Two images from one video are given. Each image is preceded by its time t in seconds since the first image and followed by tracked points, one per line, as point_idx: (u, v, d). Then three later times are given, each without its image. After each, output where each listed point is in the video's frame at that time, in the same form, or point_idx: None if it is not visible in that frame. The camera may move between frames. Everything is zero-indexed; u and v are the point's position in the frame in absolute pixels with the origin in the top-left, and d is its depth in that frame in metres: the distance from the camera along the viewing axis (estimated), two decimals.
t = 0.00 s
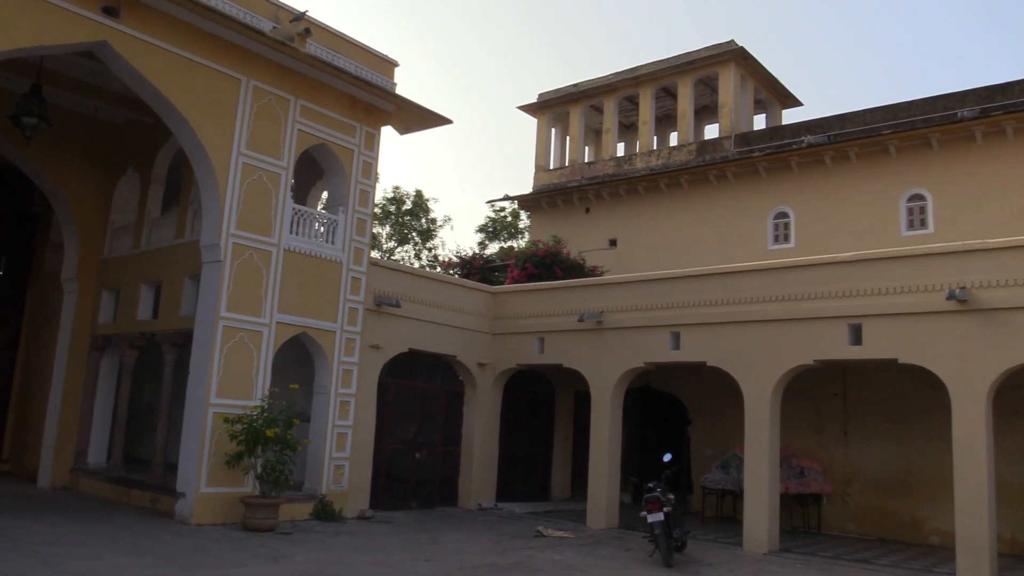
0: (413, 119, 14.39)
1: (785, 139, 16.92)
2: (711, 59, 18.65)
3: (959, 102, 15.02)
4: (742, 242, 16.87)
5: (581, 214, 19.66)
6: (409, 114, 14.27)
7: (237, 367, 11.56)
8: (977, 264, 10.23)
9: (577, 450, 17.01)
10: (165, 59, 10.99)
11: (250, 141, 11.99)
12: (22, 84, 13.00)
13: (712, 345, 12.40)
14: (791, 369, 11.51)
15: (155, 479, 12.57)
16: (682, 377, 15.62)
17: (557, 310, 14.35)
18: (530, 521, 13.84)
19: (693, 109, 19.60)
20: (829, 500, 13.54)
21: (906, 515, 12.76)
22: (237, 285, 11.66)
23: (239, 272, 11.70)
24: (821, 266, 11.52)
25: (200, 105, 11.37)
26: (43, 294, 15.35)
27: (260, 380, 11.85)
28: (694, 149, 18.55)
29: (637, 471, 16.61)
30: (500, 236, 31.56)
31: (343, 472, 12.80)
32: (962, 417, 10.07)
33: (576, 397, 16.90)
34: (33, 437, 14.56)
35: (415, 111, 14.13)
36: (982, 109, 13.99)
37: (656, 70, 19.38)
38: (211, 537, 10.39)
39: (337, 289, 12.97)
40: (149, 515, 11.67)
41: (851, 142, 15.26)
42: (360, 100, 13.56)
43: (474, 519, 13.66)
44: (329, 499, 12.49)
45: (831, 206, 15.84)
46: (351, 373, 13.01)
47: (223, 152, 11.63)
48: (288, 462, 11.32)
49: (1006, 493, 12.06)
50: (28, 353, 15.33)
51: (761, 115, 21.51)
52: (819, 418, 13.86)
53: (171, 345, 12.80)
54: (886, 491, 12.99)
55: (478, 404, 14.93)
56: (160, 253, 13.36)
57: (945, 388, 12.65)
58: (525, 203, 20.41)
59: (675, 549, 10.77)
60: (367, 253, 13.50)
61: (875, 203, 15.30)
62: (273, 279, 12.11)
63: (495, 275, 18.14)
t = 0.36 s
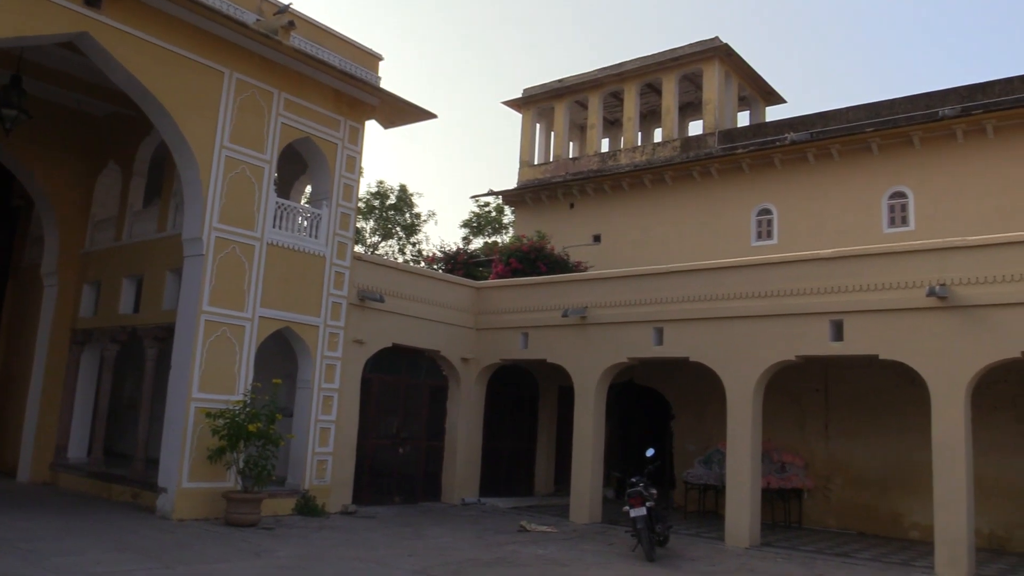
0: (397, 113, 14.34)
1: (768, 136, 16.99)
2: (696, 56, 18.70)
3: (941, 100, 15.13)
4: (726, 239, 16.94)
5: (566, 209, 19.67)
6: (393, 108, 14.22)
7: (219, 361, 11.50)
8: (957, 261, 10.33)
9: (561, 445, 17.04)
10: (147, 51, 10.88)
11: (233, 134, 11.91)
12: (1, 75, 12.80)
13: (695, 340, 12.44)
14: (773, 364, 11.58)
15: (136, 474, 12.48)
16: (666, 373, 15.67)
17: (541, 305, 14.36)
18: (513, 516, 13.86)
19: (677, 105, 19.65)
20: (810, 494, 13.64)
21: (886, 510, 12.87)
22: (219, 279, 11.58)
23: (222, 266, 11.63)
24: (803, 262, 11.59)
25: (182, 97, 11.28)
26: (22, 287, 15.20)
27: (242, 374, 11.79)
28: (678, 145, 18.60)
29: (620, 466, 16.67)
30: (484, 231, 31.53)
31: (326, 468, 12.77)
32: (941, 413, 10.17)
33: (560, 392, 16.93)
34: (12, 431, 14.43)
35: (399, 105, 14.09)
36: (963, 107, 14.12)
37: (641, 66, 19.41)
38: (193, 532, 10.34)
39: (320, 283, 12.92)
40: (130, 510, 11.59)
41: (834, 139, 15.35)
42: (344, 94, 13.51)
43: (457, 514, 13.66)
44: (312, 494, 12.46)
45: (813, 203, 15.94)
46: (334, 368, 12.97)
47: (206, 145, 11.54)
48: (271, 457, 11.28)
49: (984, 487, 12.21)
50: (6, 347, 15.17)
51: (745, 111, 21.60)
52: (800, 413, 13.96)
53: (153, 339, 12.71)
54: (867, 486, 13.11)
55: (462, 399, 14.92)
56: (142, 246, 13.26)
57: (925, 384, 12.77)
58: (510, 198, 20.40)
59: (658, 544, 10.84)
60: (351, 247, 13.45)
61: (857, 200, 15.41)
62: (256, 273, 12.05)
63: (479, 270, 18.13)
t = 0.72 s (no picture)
0: (370, 105, 14.27)
1: (741, 132, 17.11)
2: (670, 51, 18.79)
3: (910, 97, 15.31)
4: (698, 234, 17.04)
5: (539, 203, 19.67)
6: (367, 101, 14.14)
7: (189, 355, 11.38)
8: (924, 257, 10.48)
9: (534, 439, 17.08)
10: (115, 40, 10.72)
11: (204, 125, 11.78)
12: None
13: (668, 335, 12.51)
14: (744, 358, 11.69)
15: (105, 470, 12.33)
16: (638, 367, 15.75)
17: (514, 299, 14.37)
18: (486, 510, 13.87)
19: (651, 100, 19.72)
20: (780, 487, 13.79)
21: (854, 502, 13.05)
22: (189, 272, 11.46)
23: (192, 259, 11.50)
24: (774, 257, 11.69)
25: (152, 88, 11.13)
26: None
27: (213, 369, 11.68)
28: (651, 140, 18.67)
29: (593, 460, 16.75)
30: (457, 225, 31.47)
31: (298, 462, 12.70)
32: (908, 406, 10.33)
33: (533, 386, 16.96)
34: None
35: (373, 98, 14.02)
36: (931, 105, 14.31)
37: (615, 61, 19.46)
38: (162, 527, 10.24)
39: (292, 276, 12.83)
40: (97, 506, 11.45)
41: (805, 136, 15.49)
42: (317, 86, 13.41)
43: (430, 508, 13.65)
44: (283, 489, 12.39)
45: (784, 199, 16.08)
46: (306, 362, 12.90)
47: (176, 136, 11.40)
48: (242, 452, 11.20)
49: (949, 479, 12.41)
50: None
51: (717, 107, 21.74)
52: (771, 407, 14.10)
53: (121, 333, 12.56)
54: (835, 479, 13.28)
55: (435, 393, 14.89)
56: (110, 238, 13.09)
57: (892, 377, 12.96)
58: (483, 192, 20.36)
59: (630, 536, 10.89)
60: (323, 241, 13.37)
61: (828, 196, 15.57)
62: (227, 266, 11.93)
63: (452, 264, 18.09)
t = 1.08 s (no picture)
0: (349, 96, 14.18)
1: (720, 126, 17.17)
2: (651, 46, 18.83)
3: (888, 94, 15.43)
4: (678, 228, 17.11)
5: (519, 196, 19.65)
6: (346, 92, 14.05)
7: (165, 348, 11.28)
8: (900, 252, 10.58)
9: (513, 432, 17.11)
10: (90, 28, 10.56)
11: (181, 115, 11.65)
12: None
13: (647, 328, 12.56)
14: (722, 352, 11.76)
15: (80, 463, 12.20)
16: (617, 360, 15.81)
17: (494, 292, 14.35)
18: (465, 503, 13.88)
19: (631, 94, 19.74)
20: (756, 479, 13.90)
21: (830, 495, 13.19)
22: (166, 263, 11.35)
23: (169, 250, 11.39)
24: (753, 252, 11.76)
25: (129, 77, 10.99)
26: None
27: (190, 361, 11.58)
28: (631, 134, 18.70)
29: (571, 453, 16.81)
30: (437, 217, 31.39)
31: (276, 455, 12.63)
32: (883, 399, 10.44)
33: (512, 379, 16.98)
34: None
35: (352, 89, 13.93)
36: (908, 102, 14.43)
37: (596, 54, 19.47)
38: (138, 520, 10.16)
39: (270, 268, 12.74)
40: (72, 499, 11.33)
41: (784, 131, 15.57)
42: (296, 77, 13.30)
43: (409, 501, 13.64)
44: (261, 482, 12.32)
45: (763, 194, 16.18)
46: (285, 355, 12.82)
47: (152, 126, 11.27)
48: (219, 444, 11.13)
49: (922, 472, 12.57)
50: None
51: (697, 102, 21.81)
52: (749, 400, 14.20)
53: (97, 325, 12.42)
54: (812, 471, 13.41)
55: (414, 386, 14.86)
56: (86, 229, 12.93)
57: (868, 371, 13.10)
58: (463, 185, 20.30)
59: (608, 529, 10.93)
60: (302, 232, 13.28)
61: (806, 191, 15.68)
62: (204, 257, 11.83)
63: (432, 257, 18.05)
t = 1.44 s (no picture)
0: (335, 87, 14.11)
1: (706, 120, 17.21)
2: (637, 38, 18.84)
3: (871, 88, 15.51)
4: (663, 221, 17.15)
5: (505, 188, 19.63)
6: (331, 82, 13.98)
7: (148, 339, 11.21)
8: (882, 245, 10.66)
9: (498, 424, 17.14)
10: (71, 15, 10.46)
11: (165, 104, 11.56)
12: None
13: (631, 320, 12.60)
14: (706, 344, 11.82)
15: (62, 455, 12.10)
16: (602, 352, 15.86)
17: (479, 284, 14.35)
18: (449, 494, 13.90)
19: (617, 87, 19.75)
20: (739, 471, 13.99)
21: (812, 487, 13.29)
22: (149, 254, 11.27)
23: (152, 241, 11.31)
24: (737, 245, 11.81)
25: (111, 66, 10.89)
26: None
27: (173, 352, 11.52)
28: (617, 127, 18.71)
29: (555, 445, 16.86)
30: (423, 209, 31.31)
31: (260, 447, 12.60)
32: (865, 391, 10.53)
33: (497, 371, 16.98)
34: None
35: (337, 80, 13.86)
36: (892, 97, 14.52)
37: (582, 47, 19.45)
38: (121, 513, 10.11)
39: (255, 259, 12.68)
40: (54, 491, 11.25)
41: (769, 125, 15.63)
42: (281, 67, 13.22)
43: (393, 492, 13.65)
44: (245, 474, 12.29)
45: (748, 188, 16.24)
46: (269, 346, 12.78)
47: (135, 115, 11.17)
48: (203, 436, 11.04)
49: (903, 464, 12.69)
50: None
51: (683, 95, 21.85)
52: (732, 392, 14.29)
53: (79, 316, 12.31)
54: (794, 463, 13.51)
55: (399, 378, 14.84)
56: (68, 219, 12.80)
57: (850, 364, 13.19)
58: (449, 176, 20.26)
59: (592, 520, 10.98)
60: (286, 223, 13.22)
61: (790, 185, 15.76)
62: (188, 248, 11.76)
63: (417, 250, 17.97)
